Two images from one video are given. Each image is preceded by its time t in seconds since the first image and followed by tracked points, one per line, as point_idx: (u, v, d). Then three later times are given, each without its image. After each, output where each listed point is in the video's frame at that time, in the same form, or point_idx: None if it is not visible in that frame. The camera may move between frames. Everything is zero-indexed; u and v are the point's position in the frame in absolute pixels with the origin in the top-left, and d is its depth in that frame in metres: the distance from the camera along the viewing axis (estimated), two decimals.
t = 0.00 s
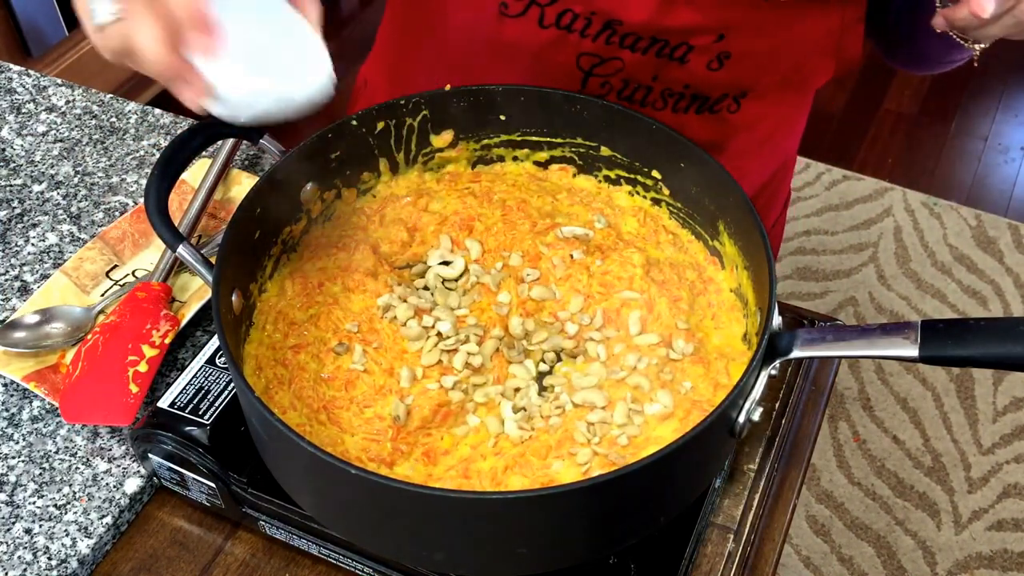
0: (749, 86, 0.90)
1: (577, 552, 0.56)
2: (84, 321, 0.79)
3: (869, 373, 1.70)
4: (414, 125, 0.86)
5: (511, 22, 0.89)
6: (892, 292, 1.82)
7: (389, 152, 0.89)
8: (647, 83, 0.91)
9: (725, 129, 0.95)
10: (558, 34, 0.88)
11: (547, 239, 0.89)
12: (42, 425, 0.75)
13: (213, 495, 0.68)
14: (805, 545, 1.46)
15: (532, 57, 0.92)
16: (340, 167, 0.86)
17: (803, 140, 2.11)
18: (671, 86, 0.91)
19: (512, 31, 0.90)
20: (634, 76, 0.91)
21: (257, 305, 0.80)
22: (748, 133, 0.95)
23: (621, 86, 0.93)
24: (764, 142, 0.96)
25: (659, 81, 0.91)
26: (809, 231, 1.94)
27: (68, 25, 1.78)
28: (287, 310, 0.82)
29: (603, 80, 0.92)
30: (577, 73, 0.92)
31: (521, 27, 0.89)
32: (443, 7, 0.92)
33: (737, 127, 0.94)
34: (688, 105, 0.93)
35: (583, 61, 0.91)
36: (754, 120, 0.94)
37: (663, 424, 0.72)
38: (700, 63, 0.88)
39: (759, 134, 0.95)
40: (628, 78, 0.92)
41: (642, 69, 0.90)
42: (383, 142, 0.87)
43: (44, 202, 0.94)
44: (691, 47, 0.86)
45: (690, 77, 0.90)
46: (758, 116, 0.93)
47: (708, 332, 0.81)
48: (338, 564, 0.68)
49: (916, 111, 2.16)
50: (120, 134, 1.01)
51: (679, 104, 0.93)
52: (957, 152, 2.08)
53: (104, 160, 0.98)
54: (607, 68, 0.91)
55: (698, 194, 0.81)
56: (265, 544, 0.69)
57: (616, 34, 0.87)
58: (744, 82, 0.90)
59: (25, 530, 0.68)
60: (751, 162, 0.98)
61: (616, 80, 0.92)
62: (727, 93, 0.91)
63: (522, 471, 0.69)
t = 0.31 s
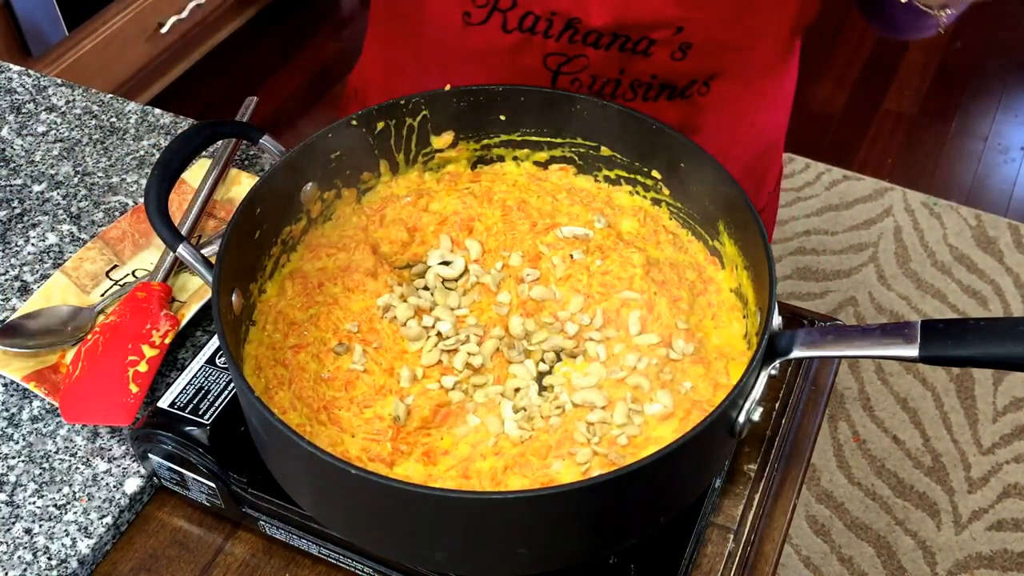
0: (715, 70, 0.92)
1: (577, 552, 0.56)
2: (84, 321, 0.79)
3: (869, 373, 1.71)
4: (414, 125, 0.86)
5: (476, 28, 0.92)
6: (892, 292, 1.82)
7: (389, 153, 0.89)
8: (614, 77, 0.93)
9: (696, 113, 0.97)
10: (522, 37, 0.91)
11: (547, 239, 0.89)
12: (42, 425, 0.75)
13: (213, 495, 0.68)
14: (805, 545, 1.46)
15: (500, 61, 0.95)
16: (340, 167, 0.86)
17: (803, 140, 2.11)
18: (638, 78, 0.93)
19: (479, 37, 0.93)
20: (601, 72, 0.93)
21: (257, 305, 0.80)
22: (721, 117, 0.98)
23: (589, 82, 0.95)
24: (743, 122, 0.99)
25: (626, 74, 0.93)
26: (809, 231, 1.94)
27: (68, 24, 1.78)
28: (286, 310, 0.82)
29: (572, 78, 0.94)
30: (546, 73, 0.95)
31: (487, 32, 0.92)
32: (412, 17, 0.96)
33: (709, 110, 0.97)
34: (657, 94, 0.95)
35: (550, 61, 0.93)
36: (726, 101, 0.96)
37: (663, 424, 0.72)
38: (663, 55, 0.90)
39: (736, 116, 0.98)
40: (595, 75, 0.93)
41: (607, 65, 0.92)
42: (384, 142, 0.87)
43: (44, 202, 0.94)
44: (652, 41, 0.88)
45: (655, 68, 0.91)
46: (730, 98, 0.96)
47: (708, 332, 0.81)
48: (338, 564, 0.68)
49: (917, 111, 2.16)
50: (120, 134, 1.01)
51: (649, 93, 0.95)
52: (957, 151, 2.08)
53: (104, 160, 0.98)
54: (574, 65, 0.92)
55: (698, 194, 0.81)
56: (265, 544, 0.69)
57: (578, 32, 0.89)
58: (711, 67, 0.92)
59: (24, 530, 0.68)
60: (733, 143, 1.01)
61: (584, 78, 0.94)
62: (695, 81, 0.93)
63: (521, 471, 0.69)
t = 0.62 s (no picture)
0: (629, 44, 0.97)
1: (577, 552, 0.56)
2: (84, 321, 0.79)
3: (869, 373, 1.71)
4: (414, 125, 0.86)
5: (396, 34, 1.00)
6: (892, 292, 1.82)
7: (389, 153, 0.89)
8: (531, 63, 1.00)
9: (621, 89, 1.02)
10: (438, 35, 0.98)
11: (548, 239, 0.89)
12: (42, 425, 0.75)
13: (213, 495, 0.68)
14: (805, 545, 1.46)
15: (425, 63, 1.02)
16: (340, 167, 0.86)
17: (803, 139, 2.11)
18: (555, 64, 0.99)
19: (400, 42, 1.01)
20: (519, 58, 0.99)
21: (256, 305, 0.81)
22: (646, 87, 1.02)
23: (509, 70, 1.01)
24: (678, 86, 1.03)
25: (541, 58, 0.99)
26: (809, 231, 1.94)
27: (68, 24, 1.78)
28: (286, 309, 0.82)
29: (493, 68, 1.01)
30: (468, 66, 1.01)
31: (407, 38, 1.00)
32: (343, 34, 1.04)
33: (632, 86, 1.02)
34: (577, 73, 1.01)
35: (469, 54, 1.00)
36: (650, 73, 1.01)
37: (663, 424, 0.72)
38: (571, 37, 0.96)
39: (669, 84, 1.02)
40: (514, 69, 1.01)
41: (523, 51, 0.98)
42: (384, 142, 0.87)
43: (44, 202, 0.94)
44: (558, 24, 0.95)
45: (569, 50, 0.98)
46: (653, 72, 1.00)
47: (708, 332, 0.81)
48: (338, 564, 0.68)
49: (917, 111, 2.16)
50: (120, 134, 1.01)
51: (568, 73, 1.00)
52: (956, 152, 2.07)
53: (104, 160, 0.98)
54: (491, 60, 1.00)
55: (698, 193, 0.81)
56: (265, 544, 0.69)
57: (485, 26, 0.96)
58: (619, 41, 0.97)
59: (25, 530, 0.68)
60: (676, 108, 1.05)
61: (507, 71, 1.01)
62: (608, 57, 0.99)
63: (521, 471, 0.69)
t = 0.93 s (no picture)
0: None
1: (577, 552, 0.56)
2: (84, 321, 0.79)
3: (869, 373, 1.71)
4: (414, 125, 0.86)
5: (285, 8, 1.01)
6: (892, 292, 1.82)
7: (389, 154, 0.90)
8: (418, 19, 1.00)
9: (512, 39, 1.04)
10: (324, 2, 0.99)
11: (548, 239, 0.90)
12: (42, 425, 0.75)
13: (213, 495, 0.68)
14: (805, 545, 1.46)
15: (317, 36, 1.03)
16: (340, 167, 0.86)
17: (803, 139, 2.11)
18: (441, 18, 1.00)
19: (290, 16, 1.01)
20: (406, 16, 1.00)
21: (256, 305, 0.81)
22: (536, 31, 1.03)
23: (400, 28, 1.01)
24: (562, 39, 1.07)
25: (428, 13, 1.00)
26: (808, 231, 1.94)
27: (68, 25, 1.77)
28: (286, 310, 0.83)
29: (384, 28, 1.01)
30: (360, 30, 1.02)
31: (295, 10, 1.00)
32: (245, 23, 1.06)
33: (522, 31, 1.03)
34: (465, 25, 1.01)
35: (359, 17, 1.01)
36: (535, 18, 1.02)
37: (663, 424, 0.72)
38: None
39: (558, 45, 1.07)
40: (407, 28, 1.02)
41: (408, 8, 0.99)
42: (384, 142, 0.87)
43: (44, 202, 0.94)
44: None
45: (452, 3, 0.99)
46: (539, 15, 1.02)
47: (708, 332, 0.81)
48: (338, 564, 0.68)
49: (917, 111, 2.16)
50: (120, 134, 1.01)
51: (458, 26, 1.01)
52: (957, 152, 2.07)
53: (104, 160, 0.98)
54: (381, 23, 1.01)
55: (698, 193, 0.81)
56: (265, 544, 0.69)
57: None
58: None
59: (25, 530, 0.68)
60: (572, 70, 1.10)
61: (397, 31, 1.02)
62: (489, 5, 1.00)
63: (521, 471, 0.69)
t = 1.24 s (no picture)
0: None
1: (577, 552, 0.56)
2: (84, 321, 0.79)
3: (869, 373, 1.71)
4: (415, 125, 0.86)
5: None
6: (892, 292, 1.82)
7: (389, 154, 0.90)
8: None
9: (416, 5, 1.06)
10: None
11: (548, 239, 0.90)
12: (42, 425, 0.75)
13: (213, 495, 0.68)
14: (805, 545, 1.46)
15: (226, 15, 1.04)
16: (341, 167, 0.86)
17: (803, 139, 2.10)
18: None
19: None
20: None
21: (256, 305, 0.81)
22: None
23: None
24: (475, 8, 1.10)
25: None
26: (808, 231, 1.94)
27: (68, 25, 1.77)
28: (286, 310, 0.83)
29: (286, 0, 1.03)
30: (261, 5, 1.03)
31: None
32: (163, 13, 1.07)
33: None
34: None
35: None
36: None
37: (663, 424, 0.72)
38: None
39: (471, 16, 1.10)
40: None
41: None
42: (383, 142, 0.87)
43: (44, 202, 0.94)
44: None
45: None
46: None
47: (708, 332, 0.81)
48: (338, 564, 0.68)
49: (916, 111, 2.16)
50: (120, 134, 1.01)
51: None
52: (956, 152, 2.07)
53: (104, 160, 0.98)
54: None
55: (698, 193, 0.81)
56: (265, 544, 0.69)
57: None
58: None
59: (25, 530, 0.68)
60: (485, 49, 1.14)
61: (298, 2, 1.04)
62: None
63: (521, 471, 0.69)
